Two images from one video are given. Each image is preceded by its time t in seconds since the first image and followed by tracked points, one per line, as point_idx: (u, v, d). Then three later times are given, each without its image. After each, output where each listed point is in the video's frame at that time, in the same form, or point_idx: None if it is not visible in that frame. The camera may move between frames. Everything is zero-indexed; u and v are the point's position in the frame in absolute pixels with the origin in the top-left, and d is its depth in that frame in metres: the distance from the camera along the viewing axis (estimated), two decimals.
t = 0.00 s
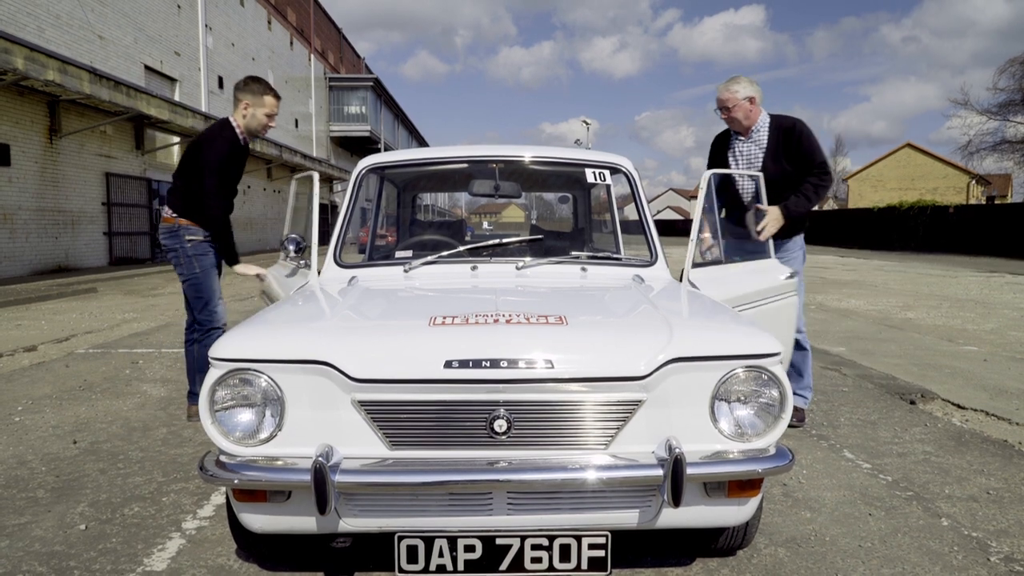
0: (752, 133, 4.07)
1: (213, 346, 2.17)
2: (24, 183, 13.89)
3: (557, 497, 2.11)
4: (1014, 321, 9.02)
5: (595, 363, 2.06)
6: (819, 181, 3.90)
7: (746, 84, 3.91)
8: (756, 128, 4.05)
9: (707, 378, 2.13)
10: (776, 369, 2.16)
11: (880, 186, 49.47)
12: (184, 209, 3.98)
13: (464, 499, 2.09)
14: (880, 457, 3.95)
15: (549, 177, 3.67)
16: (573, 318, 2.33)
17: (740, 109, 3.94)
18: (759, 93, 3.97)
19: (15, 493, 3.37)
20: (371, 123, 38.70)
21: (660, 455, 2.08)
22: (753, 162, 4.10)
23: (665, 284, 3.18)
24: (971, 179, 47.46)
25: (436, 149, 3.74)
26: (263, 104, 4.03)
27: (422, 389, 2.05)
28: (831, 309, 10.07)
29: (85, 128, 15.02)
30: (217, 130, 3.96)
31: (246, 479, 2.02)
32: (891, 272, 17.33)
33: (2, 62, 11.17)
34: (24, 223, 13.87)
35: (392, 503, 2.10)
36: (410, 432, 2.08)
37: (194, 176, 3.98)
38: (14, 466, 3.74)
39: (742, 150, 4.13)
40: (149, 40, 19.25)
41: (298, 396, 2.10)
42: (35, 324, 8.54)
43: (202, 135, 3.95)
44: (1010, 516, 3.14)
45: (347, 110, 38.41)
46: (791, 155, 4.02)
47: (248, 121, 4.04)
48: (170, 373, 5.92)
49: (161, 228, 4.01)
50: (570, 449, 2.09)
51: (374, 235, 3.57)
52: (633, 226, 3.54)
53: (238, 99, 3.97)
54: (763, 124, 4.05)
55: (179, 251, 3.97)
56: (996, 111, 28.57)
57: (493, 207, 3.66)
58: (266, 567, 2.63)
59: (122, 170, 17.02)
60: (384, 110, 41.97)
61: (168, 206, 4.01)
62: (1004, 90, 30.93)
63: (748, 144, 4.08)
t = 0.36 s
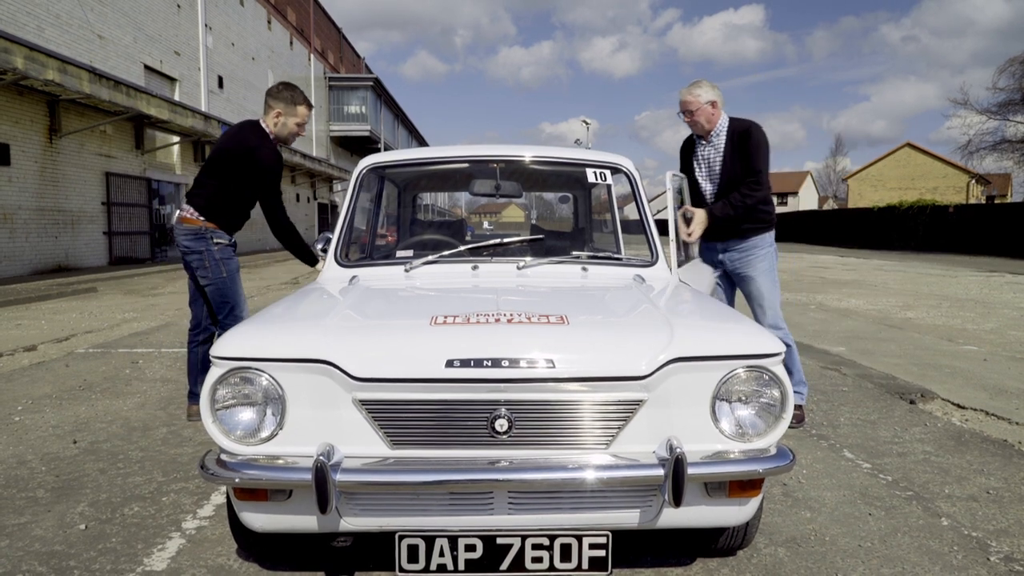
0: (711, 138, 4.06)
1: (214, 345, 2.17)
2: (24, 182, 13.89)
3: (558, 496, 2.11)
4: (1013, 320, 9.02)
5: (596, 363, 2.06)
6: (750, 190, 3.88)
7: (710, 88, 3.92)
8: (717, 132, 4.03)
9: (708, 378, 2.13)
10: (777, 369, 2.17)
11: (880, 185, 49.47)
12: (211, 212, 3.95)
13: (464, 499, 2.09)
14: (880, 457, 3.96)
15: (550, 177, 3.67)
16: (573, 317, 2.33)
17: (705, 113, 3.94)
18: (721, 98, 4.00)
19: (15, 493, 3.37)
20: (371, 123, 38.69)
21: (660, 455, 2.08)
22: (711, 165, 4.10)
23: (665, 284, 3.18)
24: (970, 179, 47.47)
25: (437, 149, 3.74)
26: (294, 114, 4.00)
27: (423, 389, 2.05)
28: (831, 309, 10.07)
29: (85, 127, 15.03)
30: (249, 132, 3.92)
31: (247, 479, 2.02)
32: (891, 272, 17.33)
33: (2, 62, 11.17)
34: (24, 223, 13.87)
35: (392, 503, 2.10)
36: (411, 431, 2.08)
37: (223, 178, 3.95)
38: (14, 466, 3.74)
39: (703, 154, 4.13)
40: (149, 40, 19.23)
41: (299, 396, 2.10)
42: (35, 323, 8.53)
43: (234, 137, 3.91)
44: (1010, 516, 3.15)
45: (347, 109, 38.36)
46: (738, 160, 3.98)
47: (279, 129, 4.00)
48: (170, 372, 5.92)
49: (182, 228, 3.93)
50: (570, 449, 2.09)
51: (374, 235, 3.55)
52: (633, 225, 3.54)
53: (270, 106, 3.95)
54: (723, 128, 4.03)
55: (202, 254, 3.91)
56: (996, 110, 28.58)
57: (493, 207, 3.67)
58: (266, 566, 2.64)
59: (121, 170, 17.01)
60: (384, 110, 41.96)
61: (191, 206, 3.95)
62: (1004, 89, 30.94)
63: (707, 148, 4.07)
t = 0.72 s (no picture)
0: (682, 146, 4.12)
1: (212, 345, 2.17)
2: (24, 183, 13.90)
3: (557, 497, 2.11)
4: (1013, 321, 9.02)
5: (594, 362, 2.06)
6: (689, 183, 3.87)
7: (690, 94, 4.01)
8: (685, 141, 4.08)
9: (706, 378, 2.13)
10: (775, 368, 2.17)
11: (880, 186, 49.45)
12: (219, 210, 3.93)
13: (463, 499, 2.09)
14: (880, 457, 3.96)
15: (549, 177, 3.67)
16: (572, 317, 2.33)
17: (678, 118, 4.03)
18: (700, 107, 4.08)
19: (15, 494, 3.37)
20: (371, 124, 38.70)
21: (659, 454, 2.08)
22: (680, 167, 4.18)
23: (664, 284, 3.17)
24: (970, 179, 47.47)
25: (436, 149, 3.74)
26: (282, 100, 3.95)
27: (421, 389, 2.04)
28: (831, 309, 10.07)
29: (85, 128, 15.03)
30: (244, 121, 3.88)
31: (245, 479, 2.02)
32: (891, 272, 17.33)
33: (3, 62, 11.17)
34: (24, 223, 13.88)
35: (391, 503, 2.10)
36: (410, 431, 2.08)
37: (224, 174, 3.94)
38: (13, 466, 3.74)
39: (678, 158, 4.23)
40: (149, 41, 19.24)
41: (297, 396, 2.10)
42: (35, 324, 8.53)
43: (229, 128, 3.88)
44: (1010, 516, 3.15)
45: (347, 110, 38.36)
46: (689, 159, 4.00)
47: (269, 114, 3.97)
48: (170, 373, 5.91)
49: (188, 229, 3.92)
50: (569, 449, 2.09)
51: (373, 236, 3.56)
52: (632, 226, 3.54)
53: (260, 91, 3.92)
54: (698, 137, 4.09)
55: (209, 256, 3.93)
56: (996, 110, 28.58)
57: (493, 207, 3.66)
58: (265, 567, 2.63)
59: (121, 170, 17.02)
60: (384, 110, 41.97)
61: (196, 207, 3.93)
62: (1004, 89, 30.93)
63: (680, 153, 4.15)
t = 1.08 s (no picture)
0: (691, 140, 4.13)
1: (214, 346, 2.17)
2: (25, 184, 13.90)
3: (558, 498, 2.10)
4: (1014, 322, 9.02)
5: (595, 363, 2.06)
6: (707, 180, 3.85)
7: (700, 90, 4.03)
8: (694, 134, 4.09)
9: (707, 379, 2.13)
10: (776, 370, 2.17)
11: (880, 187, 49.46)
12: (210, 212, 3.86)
13: (464, 500, 2.09)
14: (881, 459, 3.95)
15: (549, 178, 3.67)
16: (573, 319, 2.33)
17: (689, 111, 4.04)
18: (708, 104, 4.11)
19: (15, 495, 3.37)
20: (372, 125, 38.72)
21: (660, 456, 2.08)
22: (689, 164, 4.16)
23: (665, 286, 3.17)
24: (971, 180, 47.47)
25: (437, 151, 3.74)
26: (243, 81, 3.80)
27: (423, 390, 2.04)
28: (831, 311, 10.07)
29: (86, 129, 15.03)
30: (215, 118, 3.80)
31: (247, 481, 2.02)
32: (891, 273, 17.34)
33: (3, 64, 11.18)
34: (25, 225, 13.88)
35: (393, 505, 2.10)
36: (411, 432, 2.08)
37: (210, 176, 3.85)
38: (14, 468, 3.74)
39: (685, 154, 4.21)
40: (149, 42, 19.25)
41: (299, 397, 2.10)
42: (35, 325, 8.53)
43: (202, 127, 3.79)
44: (1012, 517, 3.14)
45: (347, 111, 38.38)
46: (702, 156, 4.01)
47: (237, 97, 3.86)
48: (171, 375, 5.91)
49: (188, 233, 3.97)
50: (570, 450, 2.09)
51: (374, 237, 3.56)
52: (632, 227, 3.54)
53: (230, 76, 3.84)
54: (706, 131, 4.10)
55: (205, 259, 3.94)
56: (996, 111, 28.58)
57: (493, 209, 3.68)
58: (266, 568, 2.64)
59: (121, 172, 17.02)
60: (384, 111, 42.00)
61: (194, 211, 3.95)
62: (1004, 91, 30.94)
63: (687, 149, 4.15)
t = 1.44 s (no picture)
0: (722, 133, 4.02)
1: (213, 348, 2.17)
2: (25, 186, 13.90)
3: (558, 500, 2.10)
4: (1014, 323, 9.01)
5: (594, 365, 2.06)
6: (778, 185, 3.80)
7: (734, 82, 3.94)
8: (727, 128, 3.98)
9: (707, 381, 2.13)
10: (776, 371, 2.17)
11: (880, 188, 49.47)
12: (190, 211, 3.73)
13: (463, 503, 2.09)
14: (881, 460, 3.95)
15: (549, 180, 3.67)
16: (572, 320, 2.33)
17: (722, 103, 3.94)
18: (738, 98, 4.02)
19: (14, 498, 3.37)
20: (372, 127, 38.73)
21: (660, 458, 2.08)
22: (720, 163, 4.02)
23: (664, 287, 3.17)
24: (970, 181, 47.48)
25: (437, 152, 3.74)
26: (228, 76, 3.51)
27: (423, 392, 2.05)
28: (832, 312, 10.06)
29: (86, 131, 15.03)
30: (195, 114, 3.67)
31: (246, 483, 2.02)
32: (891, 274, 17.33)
33: (4, 66, 11.18)
34: (25, 226, 13.88)
35: (392, 507, 2.10)
36: (410, 434, 2.08)
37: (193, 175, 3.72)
38: (13, 470, 3.74)
39: (711, 150, 4.05)
40: (149, 44, 19.25)
41: (298, 399, 2.10)
42: (35, 327, 8.53)
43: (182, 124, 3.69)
44: (1012, 519, 3.14)
45: (347, 113, 38.40)
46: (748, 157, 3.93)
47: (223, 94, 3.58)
48: (170, 376, 5.91)
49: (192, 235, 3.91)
50: (570, 452, 2.09)
51: (374, 239, 3.56)
52: (631, 229, 3.54)
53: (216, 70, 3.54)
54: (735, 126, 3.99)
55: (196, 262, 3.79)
56: (996, 113, 28.58)
57: (493, 211, 3.70)
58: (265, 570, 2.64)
59: (121, 173, 17.02)
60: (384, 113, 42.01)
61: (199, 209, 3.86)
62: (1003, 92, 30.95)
63: (719, 143, 4.01)
